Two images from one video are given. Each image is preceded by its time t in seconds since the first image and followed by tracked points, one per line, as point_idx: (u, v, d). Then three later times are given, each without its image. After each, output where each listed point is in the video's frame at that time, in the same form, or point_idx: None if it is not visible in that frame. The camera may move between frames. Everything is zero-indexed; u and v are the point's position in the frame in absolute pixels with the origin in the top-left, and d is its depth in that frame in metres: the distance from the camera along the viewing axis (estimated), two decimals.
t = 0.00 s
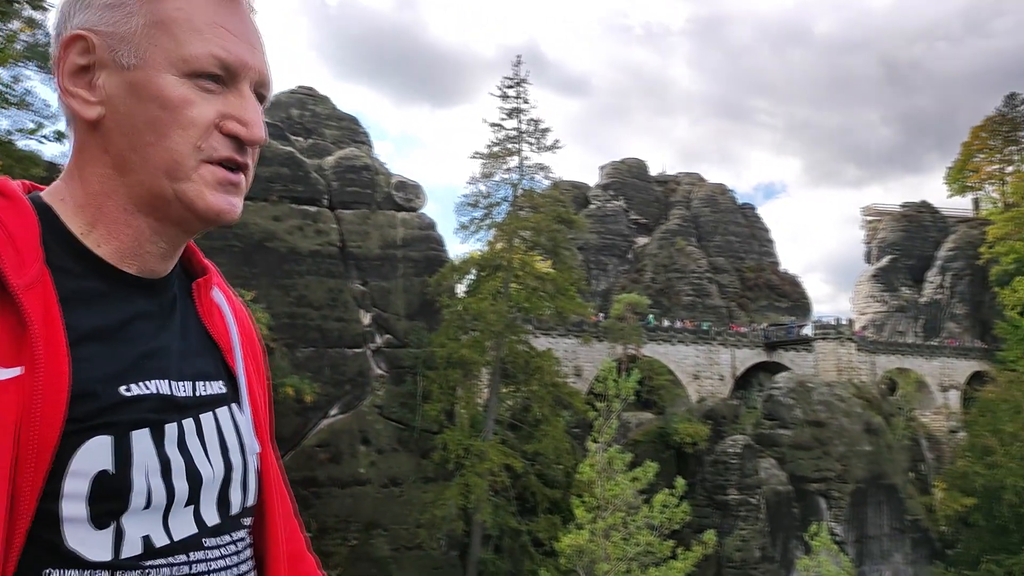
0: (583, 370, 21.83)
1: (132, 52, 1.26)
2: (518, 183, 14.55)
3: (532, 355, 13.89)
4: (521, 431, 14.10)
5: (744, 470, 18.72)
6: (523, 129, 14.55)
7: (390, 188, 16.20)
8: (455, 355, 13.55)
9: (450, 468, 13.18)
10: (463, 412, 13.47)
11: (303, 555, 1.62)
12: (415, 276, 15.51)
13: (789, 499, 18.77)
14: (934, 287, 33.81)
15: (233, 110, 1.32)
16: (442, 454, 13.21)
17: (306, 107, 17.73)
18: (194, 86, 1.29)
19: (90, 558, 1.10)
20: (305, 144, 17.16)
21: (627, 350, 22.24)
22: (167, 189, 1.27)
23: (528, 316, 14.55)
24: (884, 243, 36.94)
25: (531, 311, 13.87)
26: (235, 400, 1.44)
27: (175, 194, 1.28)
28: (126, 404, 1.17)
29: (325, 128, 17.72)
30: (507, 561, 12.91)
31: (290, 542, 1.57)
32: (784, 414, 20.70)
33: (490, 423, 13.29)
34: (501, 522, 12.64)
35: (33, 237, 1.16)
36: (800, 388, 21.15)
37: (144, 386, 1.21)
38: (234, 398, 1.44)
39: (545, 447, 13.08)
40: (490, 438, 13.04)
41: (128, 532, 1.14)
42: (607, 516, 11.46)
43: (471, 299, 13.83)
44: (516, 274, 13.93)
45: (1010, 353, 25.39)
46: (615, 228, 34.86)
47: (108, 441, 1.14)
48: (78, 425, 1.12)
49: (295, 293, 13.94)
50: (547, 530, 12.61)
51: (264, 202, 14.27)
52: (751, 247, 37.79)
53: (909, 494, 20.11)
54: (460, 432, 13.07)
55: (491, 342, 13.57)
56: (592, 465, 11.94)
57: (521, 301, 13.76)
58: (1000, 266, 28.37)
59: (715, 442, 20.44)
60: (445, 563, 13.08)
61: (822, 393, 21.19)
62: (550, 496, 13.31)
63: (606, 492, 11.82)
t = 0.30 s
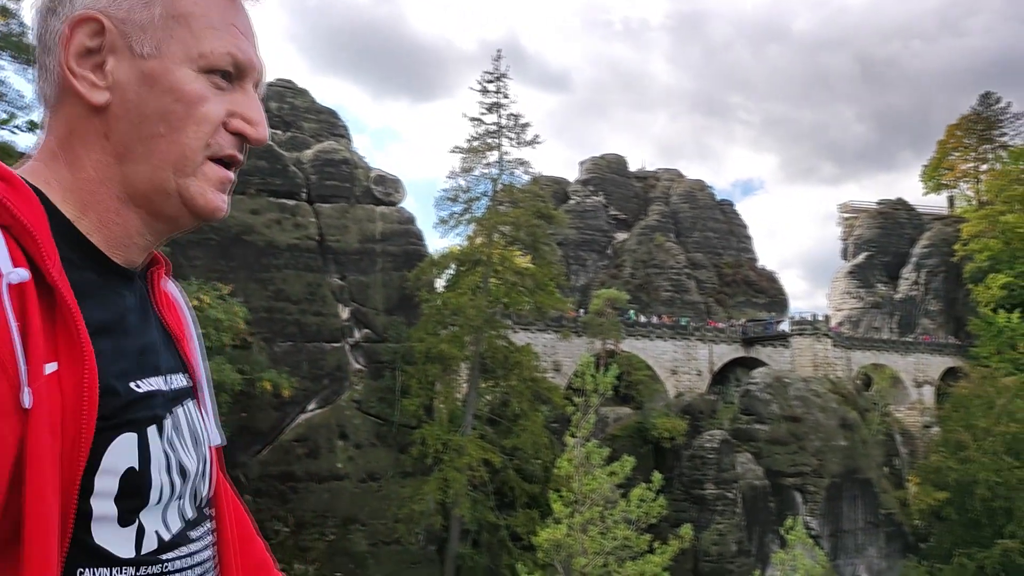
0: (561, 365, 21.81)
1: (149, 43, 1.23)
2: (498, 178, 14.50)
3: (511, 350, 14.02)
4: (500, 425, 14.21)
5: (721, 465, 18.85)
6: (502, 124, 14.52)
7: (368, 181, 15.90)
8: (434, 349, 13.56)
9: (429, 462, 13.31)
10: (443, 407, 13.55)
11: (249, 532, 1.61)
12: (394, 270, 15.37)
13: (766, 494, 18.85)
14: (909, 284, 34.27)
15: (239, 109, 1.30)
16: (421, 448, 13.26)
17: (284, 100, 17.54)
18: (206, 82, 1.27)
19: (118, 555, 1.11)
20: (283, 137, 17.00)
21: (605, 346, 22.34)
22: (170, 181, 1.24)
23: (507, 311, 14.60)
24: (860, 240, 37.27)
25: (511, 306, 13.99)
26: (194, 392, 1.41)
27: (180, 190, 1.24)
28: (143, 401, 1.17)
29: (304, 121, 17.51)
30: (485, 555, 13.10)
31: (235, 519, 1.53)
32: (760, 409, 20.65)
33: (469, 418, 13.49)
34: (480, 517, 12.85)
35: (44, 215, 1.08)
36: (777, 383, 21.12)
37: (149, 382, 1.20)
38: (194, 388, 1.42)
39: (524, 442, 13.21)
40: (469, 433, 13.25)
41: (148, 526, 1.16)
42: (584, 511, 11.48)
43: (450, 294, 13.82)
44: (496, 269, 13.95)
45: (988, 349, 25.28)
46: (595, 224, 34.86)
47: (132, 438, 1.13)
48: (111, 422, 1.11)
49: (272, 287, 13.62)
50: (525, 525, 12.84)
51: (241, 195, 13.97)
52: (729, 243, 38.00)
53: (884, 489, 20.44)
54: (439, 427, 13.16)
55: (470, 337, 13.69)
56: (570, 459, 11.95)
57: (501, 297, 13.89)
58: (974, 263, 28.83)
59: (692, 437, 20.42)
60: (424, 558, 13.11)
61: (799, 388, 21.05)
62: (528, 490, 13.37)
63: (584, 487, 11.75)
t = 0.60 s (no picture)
0: (543, 360, 21.80)
1: (135, 22, 1.17)
2: (480, 173, 14.44)
3: (492, 344, 14.12)
4: (481, 420, 14.34)
5: (701, 459, 18.60)
6: (485, 118, 14.46)
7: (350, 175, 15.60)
8: (416, 345, 13.50)
9: (410, 457, 13.41)
10: (424, 402, 13.67)
11: (194, 493, 1.62)
12: (375, 264, 15.11)
13: (746, 488, 18.97)
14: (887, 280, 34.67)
15: (209, 96, 1.31)
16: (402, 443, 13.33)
17: (264, 93, 17.40)
18: (186, 66, 1.25)
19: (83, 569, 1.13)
20: (265, 131, 16.92)
21: (587, 341, 22.34)
22: (145, 169, 1.22)
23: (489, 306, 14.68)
24: (840, 236, 37.58)
25: (492, 301, 14.08)
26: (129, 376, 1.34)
27: (154, 177, 1.23)
28: (104, 406, 1.14)
29: (284, 115, 17.37)
30: (466, 550, 13.17)
31: (175, 486, 1.53)
32: (740, 404, 20.88)
33: (451, 413, 13.62)
34: (462, 512, 12.94)
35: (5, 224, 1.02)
36: (757, 378, 21.27)
37: (109, 385, 1.17)
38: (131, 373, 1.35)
39: (506, 436, 13.24)
40: (450, 427, 13.44)
41: (111, 537, 1.18)
42: (566, 505, 11.47)
43: (432, 288, 13.77)
44: (477, 264, 14.01)
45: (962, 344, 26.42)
46: (576, 219, 34.87)
47: (98, 449, 1.12)
48: (78, 436, 1.09)
49: (253, 282, 13.51)
50: (506, 520, 12.90)
51: (221, 188, 13.80)
52: (710, 238, 38.19)
53: (862, 483, 20.47)
54: (421, 422, 13.23)
55: (451, 332, 13.77)
56: (550, 454, 11.97)
57: (483, 292, 13.93)
58: (952, 259, 29.19)
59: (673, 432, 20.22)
60: (406, 553, 13.16)
61: (778, 383, 21.36)
62: (509, 485, 13.40)
63: (564, 481, 11.74)
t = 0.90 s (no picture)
0: (528, 357, 21.82)
1: (140, 17, 1.02)
2: (465, 169, 14.41)
3: (477, 341, 14.08)
4: (466, 416, 14.31)
5: (686, 455, 18.67)
6: (470, 115, 14.43)
7: (334, 172, 15.57)
8: (400, 341, 13.46)
9: (395, 453, 13.35)
10: (409, 399, 13.63)
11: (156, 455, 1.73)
12: (360, 261, 15.07)
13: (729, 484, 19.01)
14: (870, 277, 34.94)
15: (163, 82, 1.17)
16: (388, 439, 13.27)
17: (249, 89, 17.37)
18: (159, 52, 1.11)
19: None
20: (248, 126, 16.64)
21: (572, 337, 22.37)
22: (114, 162, 1.06)
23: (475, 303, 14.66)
24: (824, 234, 37.84)
25: (478, 297, 14.09)
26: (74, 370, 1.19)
27: (116, 172, 1.08)
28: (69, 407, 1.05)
29: (269, 110, 17.30)
30: (451, 546, 13.14)
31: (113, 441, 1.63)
32: (725, 400, 20.82)
33: (436, 410, 13.55)
34: (446, 508, 12.90)
35: None
36: (741, 373, 21.21)
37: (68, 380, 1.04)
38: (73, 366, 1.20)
39: (491, 433, 13.23)
40: (435, 424, 13.34)
41: (80, 544, 1.13)
42: (550, 501, 11.39)
43: (417, 284, 13.72)
44: (462, 260, 14.06)
45: (944, 340, 26.85)
46: (562, 216, 34.92)
47: (68, 457, 1.03)
48: (59, 444, 1.00)
49: (236, 278, 13.44)
50: (491, 516, 12.88)
51: (204, 184, 13.70)
52: (695, 235, 38.35)
53: (845, 479, 21.17)
54: (405, 419, 13.19)
55: (436, 328, 13.70)
56: (535, 450, 11.96)
57: (468, 288, 14.05)
58: (934, 257, 29.49)
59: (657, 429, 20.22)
60: (390, 551, 13.14)
61: (762, 378, 21.26)
62: (494, 481, 13.35)
63: (549, 477, 11.71)
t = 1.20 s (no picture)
0: (516, 354, 21.82)
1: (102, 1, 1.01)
2: (454, 167, 14.37)
3: (466, 339, 14.08)
4: (455, 414, 14.36)
5: (673, 452, 18.58)
6: (459, 113, 14.41)
7: (324, 169, 15.54)
8: (390, 338, 13.47)
9: (385, 450, 13.35)
10: (398, 397, 13.61)
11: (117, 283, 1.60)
12: (349, 259, 15.08)
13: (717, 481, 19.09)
14: (857, 275, 35.17)
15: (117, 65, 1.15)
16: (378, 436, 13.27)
17: (237, 87, 17.31)
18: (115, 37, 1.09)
19: None
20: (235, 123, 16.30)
21: (561, 335, 22.37)
22: (72, 144, 1.02)
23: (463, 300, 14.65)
24: (811, 231, 38.02)
25: (467, 295, 13.92)
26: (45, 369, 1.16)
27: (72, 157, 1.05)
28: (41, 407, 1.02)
29: (257, 108, 17.26)
30: (440, 543, 13.14)
31: (90, 298, 1.49)
32: (712, 396, 20.80)
33: (425, 407, 13.54)
34: (435, 505, 12.82)
35: None
36: (728, 371, 21.34)
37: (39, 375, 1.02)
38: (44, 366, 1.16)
39: (480, 431, 13.24)
40: (425, 422, 13.31)
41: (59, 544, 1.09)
42: (538, 498, 11.41)
43: (406, 282, 13.73)
44: (451, 258, 13.99)
45: (929, 337, 27.09)
46: (551, 214, 34.90)
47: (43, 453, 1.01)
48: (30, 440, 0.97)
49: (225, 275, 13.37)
50: (480, 513, 12.90)
51: (193, 182, 13.62)
52: (683, 233, 38.49)
53: (830, 474, 21.22)
54: (395, 416, 13.18)
55: (426, 326, 13.64)
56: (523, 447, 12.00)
57: (458, 287, 13.85)
58: (919, 254, 29.73)
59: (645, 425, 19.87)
60: (379, 548, 13.16)
61: (749, 376, 21.51)
62: (483, 478, 13.35)
63: (537, 475, 11.75)
